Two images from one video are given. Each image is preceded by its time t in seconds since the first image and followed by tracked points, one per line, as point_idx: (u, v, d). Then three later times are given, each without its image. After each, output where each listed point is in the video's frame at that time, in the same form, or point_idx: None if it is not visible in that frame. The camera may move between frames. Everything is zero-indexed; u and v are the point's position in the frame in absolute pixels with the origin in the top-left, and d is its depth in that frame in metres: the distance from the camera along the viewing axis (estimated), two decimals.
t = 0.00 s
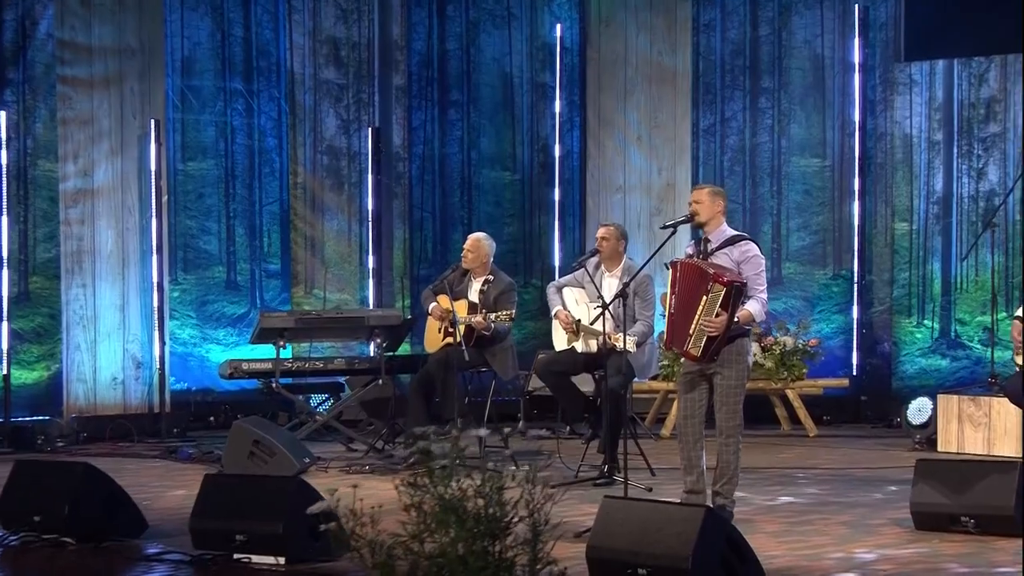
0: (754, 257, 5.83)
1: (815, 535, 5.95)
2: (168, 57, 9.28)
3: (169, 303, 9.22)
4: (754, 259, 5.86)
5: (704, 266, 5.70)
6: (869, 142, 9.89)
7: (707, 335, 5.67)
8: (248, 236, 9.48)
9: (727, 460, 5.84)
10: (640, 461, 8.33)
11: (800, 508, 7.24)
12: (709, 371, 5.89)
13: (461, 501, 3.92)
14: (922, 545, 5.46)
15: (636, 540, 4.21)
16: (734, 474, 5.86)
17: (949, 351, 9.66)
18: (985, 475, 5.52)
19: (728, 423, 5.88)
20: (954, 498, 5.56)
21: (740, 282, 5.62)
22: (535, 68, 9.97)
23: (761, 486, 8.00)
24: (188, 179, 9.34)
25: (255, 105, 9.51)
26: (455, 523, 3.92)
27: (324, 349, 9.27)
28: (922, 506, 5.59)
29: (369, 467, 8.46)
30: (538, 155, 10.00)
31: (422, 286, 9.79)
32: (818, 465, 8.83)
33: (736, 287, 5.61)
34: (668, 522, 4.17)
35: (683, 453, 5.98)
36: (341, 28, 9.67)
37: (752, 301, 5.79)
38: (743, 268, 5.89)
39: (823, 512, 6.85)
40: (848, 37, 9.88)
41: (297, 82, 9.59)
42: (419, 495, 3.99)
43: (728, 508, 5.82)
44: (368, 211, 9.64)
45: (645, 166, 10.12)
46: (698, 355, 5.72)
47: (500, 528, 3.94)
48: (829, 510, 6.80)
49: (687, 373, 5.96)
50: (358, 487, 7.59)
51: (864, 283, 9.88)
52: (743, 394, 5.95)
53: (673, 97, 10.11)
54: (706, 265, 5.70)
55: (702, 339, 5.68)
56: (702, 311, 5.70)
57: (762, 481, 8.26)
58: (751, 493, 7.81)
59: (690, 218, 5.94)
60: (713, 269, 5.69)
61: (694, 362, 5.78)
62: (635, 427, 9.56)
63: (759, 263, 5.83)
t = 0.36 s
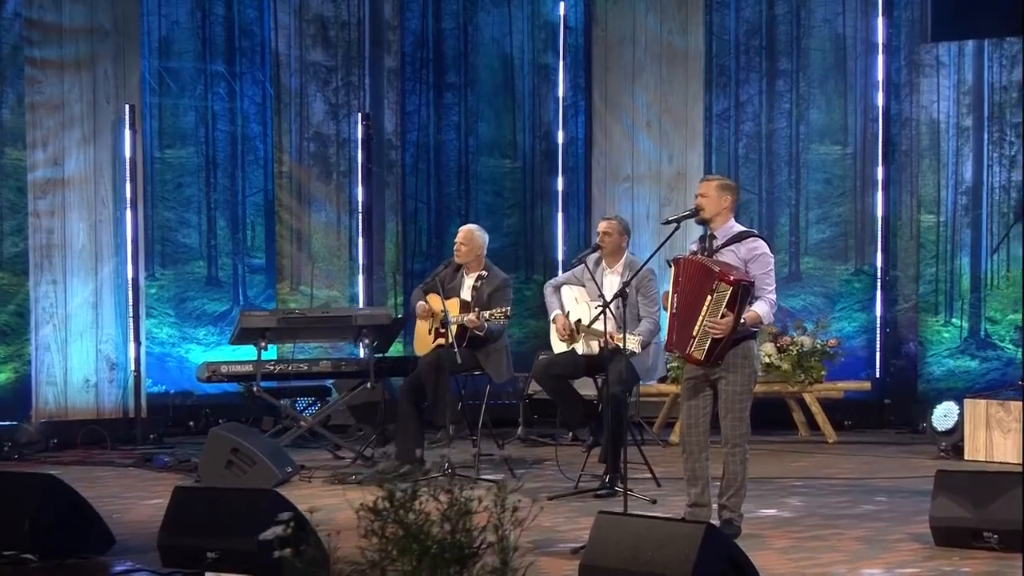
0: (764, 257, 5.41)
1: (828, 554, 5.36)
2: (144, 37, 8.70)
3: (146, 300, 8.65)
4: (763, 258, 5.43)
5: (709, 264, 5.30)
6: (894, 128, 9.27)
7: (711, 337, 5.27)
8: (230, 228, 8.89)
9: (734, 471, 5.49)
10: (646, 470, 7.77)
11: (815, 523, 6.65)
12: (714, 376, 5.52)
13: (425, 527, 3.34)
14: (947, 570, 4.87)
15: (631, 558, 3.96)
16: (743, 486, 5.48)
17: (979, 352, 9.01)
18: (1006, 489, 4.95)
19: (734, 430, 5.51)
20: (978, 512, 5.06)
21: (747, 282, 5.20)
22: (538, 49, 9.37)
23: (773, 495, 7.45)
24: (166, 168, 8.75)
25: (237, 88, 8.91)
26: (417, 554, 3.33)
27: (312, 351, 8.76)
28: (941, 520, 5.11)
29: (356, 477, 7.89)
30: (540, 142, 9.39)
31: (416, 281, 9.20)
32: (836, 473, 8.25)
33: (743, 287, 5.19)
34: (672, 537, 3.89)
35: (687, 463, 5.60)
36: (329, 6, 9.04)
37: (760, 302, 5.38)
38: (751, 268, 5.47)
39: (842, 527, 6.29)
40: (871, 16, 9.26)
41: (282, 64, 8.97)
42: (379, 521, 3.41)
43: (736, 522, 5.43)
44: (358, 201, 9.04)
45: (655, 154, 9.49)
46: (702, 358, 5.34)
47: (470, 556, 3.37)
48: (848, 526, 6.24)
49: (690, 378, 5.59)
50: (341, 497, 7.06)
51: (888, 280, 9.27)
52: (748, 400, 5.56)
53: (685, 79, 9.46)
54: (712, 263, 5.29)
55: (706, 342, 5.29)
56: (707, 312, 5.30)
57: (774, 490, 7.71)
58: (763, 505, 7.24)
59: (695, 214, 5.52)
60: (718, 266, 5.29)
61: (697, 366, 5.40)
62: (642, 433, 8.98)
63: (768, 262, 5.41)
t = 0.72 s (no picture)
0: (776, 254, 4.94)
1: None
2: (121, 16, 8.20)
3: (124, 296, 8.16)
4: (773, 254, 4.96)
5: (716, 261, 4.83)
6: (918, 113, 8.72)
7: (718, 339, 4.80)
8: (213, 219, 8.37)
9: (738, 481, 5.04)
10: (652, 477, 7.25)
11: (833, 538, 6.10)
12: (718, 379, 5.05)
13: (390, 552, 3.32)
14: None
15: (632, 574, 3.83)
16: (749, 497, 5.05)
17: (1008, 350, 8.50)
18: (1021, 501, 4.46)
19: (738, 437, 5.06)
20: (998, 524, 4.59)
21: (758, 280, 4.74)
22: (542, 29, 8.81)
23: (787, 504, 6.93)
24: (145, 155, 8.25)
25: (220, 70, 8.40)
26: None
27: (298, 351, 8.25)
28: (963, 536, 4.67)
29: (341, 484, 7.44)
30: (543, 127, 8.85)
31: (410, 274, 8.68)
32: (855, 480, 7.72)
33: (753, 286, 4.72)
34: (672, 555, 3.76)
35: (689, 473, 5.12)
36: None
37: (769, 302, 4.92)
38: (760, 266, 4.99)
39: (864, 543, 5.77)
40: None
41: (268, 44, 8.44)
42: (341, 545, 3.38)
43: (742, 536, 5.01)
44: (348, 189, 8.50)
45: (664, 139, 8.94)
46: (707, 362, 4.85)
47: None
48: (871, 543, 5.72)
49: (692, 382, 5.11)
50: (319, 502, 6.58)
51: (911, 274, 8.73)
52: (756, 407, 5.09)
53: (697, 60, 8.90)
54: (718, 260, 4.82)
55: (712, 344, 4.82)
56: (712, 312, 4.83)
57: (788, 497, 7.18)
58: (776, 516, 6.72)
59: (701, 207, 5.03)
60: (725, 263, 4.82)
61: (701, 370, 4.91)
62: (649, 437, 8.46)
63: (778, 258, 4.94)
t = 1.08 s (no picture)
0: (784, 244, 4.59)
1: None
2: None
3: (101, 291, 7.69)
4: (782, 248, 4.58)
5: (722, 255, 4.42)
6: (946, 95, 8.19)
7: (729, 340, 4.40)
8: (196, 208, 7.89)
9: (752, 491, 4.63)
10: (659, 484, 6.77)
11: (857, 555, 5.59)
12: (728, 381, 4.67)
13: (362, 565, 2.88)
14: None
15: None
16: (761, 506, 4.64)
17: None
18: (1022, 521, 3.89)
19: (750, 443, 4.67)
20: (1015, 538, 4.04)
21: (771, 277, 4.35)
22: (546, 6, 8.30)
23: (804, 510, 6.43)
24: (123, 141, 7.77)
25: (204, 50, 7.92)
26: None
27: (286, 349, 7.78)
28: (984, 545, 4.20)
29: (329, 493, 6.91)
30: (547, 111, 8.33)
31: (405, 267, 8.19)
32: (877, 485, 7.22)
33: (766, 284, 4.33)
34: (668, 567, 3.33)
35: (697, 480, 4.72)
36: None
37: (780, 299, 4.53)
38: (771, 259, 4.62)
39: (893, 565, 5.25)
40: None
41: (255, 23, 7.95)
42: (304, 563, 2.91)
43: (753, 549, 4.62)
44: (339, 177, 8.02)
45: (675, 124, 8.43)
46: (717, 365, 4.43)
47: None
48: (901, 565, 5.20)
49: (701, 385, 4.72)
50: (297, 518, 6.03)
51: (938, 268, 8.21)
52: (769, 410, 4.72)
53: (711, 40, 8.38)
54: (727, 255, 4.41)
55: (722, 345, 4.41)
56: (721, 311, 4.41)
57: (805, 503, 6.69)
58: (793, 526, 6.22)
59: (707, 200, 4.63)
60: (734, 259, 4.41)
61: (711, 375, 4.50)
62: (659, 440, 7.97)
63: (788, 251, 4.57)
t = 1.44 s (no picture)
0: (795, 241, 4.15)
1: None
2: None
3: (77, 285, 7.26)
4: (794, 242, 4.15)
5: (730, 249, 4.01)
6: (973, 77, 7.70)
7: (736, 341, 3.98)
8: (178, 197, 7.46)
9: (764, 500, 4.14)
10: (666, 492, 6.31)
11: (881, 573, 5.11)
12: (736, 384, 4.22)
13: None
14: None
15: None
16: (774, 516, 4.15)
17: None
18: None
19: (761, 448, 4.20)
20: None
21: (783, 273, 3.91)
22: None
23: (822, 522, 5.97)
24: (100, 126, 7.34)
25: (186, 30, 7.48)
26: None
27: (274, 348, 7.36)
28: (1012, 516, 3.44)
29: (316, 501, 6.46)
30: (550, 95, 7.87)
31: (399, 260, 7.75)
32: (898, 492, 6.74)
33: (777, 281, 3.89)
34: None
35: (704, 490, 4.26)
36: None
37: (792, 297, 4.10)
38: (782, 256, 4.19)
39: None
40: None
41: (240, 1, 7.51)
42: None
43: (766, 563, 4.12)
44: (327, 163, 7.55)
45: (687, 107, 7.91)
46: (724, 367, 4.02)
47: None
48: None
49: (707, 388, 4.27)
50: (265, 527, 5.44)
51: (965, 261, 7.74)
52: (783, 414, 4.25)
53: (723, 16, 7.85)
54: (735, 250, 3.99)
55: (729, 347, 4.00)
56: (728, 309, 4.01)
57: (822, 512, 6.23)
58: (810, 539, 5.75)
59: (712, 191, 4.21)
60: (743, 254, 3.99)
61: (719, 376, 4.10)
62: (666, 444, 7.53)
63: (800, 246, 4.14)
